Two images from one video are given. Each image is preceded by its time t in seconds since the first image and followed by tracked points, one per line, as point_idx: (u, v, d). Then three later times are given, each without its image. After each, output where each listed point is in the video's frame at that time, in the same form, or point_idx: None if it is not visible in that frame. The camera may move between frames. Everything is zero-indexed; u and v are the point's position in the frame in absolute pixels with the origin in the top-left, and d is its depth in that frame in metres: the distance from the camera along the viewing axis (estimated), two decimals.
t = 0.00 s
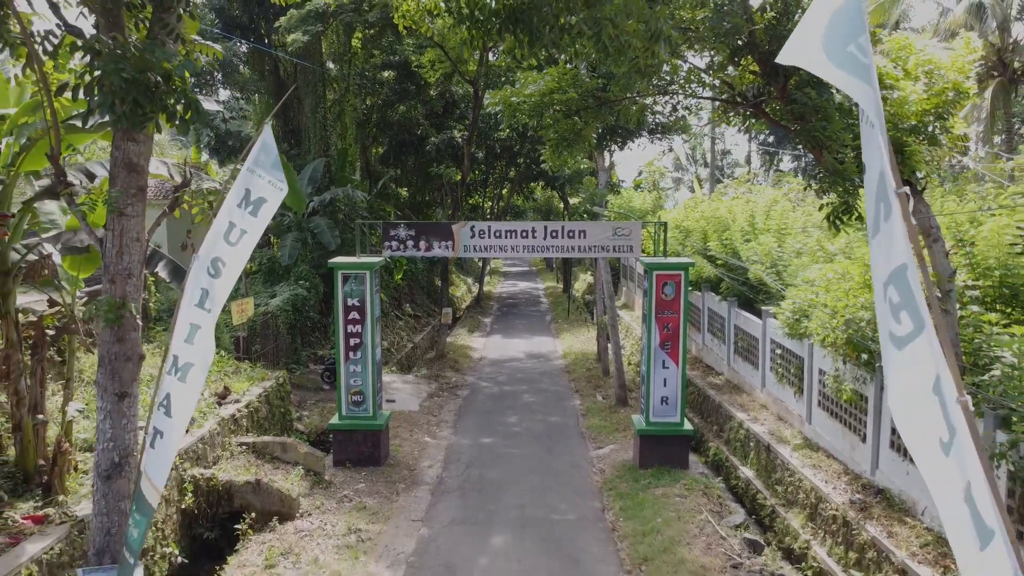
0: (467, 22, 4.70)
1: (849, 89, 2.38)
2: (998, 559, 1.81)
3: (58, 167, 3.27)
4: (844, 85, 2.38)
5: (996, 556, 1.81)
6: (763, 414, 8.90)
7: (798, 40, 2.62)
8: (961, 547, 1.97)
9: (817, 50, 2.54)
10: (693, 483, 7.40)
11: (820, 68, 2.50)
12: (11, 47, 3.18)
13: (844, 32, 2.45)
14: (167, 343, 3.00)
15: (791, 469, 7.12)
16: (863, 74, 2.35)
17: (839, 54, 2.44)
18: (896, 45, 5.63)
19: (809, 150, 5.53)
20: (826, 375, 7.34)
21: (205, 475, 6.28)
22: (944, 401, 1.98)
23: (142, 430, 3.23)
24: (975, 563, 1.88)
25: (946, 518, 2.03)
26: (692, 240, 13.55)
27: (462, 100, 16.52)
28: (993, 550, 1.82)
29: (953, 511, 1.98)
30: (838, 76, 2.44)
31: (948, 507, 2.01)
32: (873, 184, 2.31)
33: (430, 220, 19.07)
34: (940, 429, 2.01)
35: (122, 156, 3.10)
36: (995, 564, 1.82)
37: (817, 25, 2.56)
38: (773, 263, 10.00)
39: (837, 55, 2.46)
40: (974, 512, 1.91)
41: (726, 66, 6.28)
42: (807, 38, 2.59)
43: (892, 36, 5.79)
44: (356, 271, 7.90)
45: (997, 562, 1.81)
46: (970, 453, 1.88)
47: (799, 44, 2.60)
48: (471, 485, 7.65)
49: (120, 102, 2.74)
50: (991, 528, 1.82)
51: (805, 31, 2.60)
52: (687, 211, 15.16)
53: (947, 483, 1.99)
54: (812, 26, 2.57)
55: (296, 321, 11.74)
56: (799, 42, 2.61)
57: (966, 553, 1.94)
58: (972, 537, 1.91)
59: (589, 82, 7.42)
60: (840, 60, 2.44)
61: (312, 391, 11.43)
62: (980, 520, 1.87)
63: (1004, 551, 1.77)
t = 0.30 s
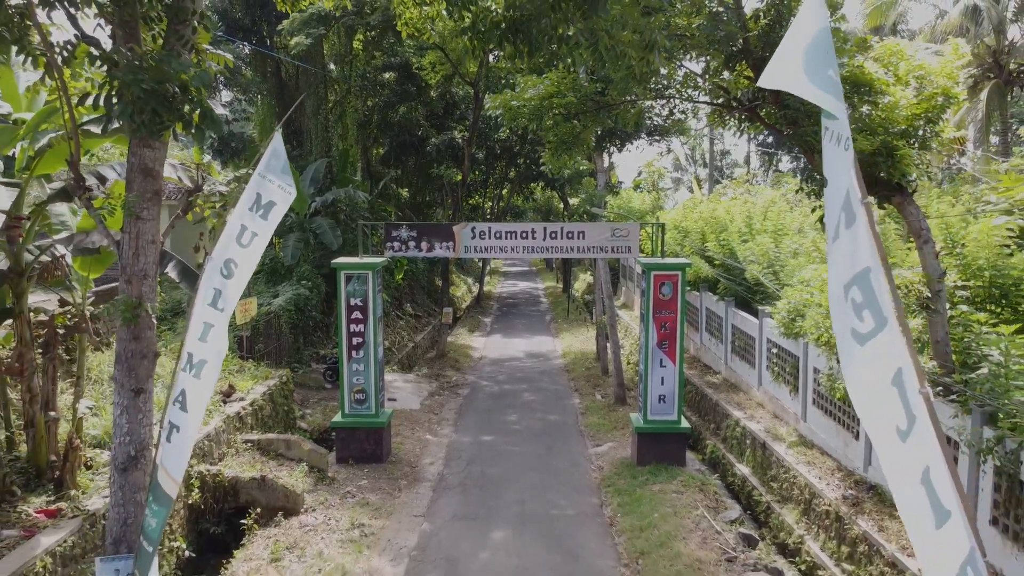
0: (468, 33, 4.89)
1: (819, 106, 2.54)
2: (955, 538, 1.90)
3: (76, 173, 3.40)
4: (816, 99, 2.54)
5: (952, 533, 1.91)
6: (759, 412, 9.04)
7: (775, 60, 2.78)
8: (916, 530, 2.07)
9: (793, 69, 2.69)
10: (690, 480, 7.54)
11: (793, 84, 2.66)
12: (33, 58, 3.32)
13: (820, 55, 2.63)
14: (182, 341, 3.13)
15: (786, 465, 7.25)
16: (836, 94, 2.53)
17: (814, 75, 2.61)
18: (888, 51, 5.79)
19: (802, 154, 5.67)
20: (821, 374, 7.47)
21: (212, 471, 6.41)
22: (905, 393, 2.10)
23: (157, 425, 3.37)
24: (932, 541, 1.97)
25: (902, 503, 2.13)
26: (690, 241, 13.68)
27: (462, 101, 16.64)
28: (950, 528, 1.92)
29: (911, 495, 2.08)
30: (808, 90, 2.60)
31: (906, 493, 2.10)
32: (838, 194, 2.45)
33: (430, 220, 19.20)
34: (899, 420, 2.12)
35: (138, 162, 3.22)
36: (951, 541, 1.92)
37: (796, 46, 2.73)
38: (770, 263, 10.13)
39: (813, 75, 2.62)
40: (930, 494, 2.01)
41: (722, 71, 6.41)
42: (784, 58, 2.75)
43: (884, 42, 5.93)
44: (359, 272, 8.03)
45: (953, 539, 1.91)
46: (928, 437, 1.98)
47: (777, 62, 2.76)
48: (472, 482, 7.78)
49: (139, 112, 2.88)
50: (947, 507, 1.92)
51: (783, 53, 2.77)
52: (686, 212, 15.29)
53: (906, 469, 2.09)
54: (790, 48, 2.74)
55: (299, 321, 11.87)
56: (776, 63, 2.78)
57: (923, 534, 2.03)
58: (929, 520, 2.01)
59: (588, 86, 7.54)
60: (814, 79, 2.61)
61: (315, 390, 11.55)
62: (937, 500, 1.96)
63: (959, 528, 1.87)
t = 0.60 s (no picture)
0: (470, 42, 5.06)
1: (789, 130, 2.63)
2: (917, 525, 1.90)
3: (94, 180, 3.55)
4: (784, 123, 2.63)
5: (916, 520, 1.91)
6: (755, 411, 9.17)
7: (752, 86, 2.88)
8: (883, 521, 2.07)
9: (768, 96, 2.79)
10: (687, 478, 7.67)
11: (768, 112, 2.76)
12: (53, 70, 3.47)
13: (790, 82, 2.72)
14: (195, 341, 3.25)
15: (781, 463, 7.38)
16: (804, 117, 2.62)
17: (786, 101, 2.70)
18: (880, 58, 5.95)
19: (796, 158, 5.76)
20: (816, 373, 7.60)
21: (218, 469, 6.54)
22: (870, 387, 2.09)
23: (170, 422, 3.50)
24: (897, 530, 1.97)
25: (869, 496, 2.13)
26: (688, 242, 13.82)
27: (462, 103, 16.77)
28: (914, 515, 1.92)
29: (876, 485, 2.07)
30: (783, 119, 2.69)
31: (872, 486, 2.09)
32: (805, 206, 2.48)
33: (431, 221, 19.33)
34: (865, 414, 2.11)
35: (154, 169, 3.36)
36: (915, 529, 1.92)
37: (769, 73, 2.83)
38: (767, 264, 10.27)
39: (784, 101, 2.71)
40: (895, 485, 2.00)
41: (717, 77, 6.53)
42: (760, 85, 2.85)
43: (877, 50, 6.09)
44: (361, 273, 8.17)
45: (917, 526, 1.90)
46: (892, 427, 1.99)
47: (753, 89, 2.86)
48: (473, 480, 7.92)
49: (157, 123, 3.02)
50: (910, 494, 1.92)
51: (758, 79, 2.86)
52: (685, 213, 15.44)
53: (871, 461, 2.09)
54: (764, 74, 2.84)
55: (301, 321, 11.99)
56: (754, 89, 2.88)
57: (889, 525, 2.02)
58: (894, 507, 2.01)
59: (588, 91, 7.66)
60: (787, 105, 2.70)
61: (317, 389, 11.69)
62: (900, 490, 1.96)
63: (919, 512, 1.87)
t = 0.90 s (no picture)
0: (472, 52, 5.19)
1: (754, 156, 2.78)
2: (884, 513, 2.02)
3: (109, 186, 3.69)
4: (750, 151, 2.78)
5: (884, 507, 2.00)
6: (751, 411, 9.30)
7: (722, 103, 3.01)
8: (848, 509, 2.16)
9: (736, 116, 2.93)
10: (683, 476, 7.81)
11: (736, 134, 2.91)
12: (69, 82, 3.60)
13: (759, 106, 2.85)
14: (208, 343, 3.40)
15: (776, 461, 7.51)
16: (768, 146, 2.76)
17: (751, 126, 2.85)
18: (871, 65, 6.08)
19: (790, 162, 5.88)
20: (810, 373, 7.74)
21: (223, 467, 6.69)
22: (839, 385, 2.19)
23: (183, 419, 3.65)
24: (866, 518, 2.06)
25: (833, 488, 2.22)
26: (686, 243, 13.95)
27: (463, 104, 16.90)
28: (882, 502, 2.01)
29: (844, 477, 2.16)
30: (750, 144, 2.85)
31: (839, 478, 2.19)
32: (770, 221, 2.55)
33: (431, 222, 19.47)
34: (833, 410, 2.21)
35: (167, 176, 3.49)
36: (883, 516, 2.01)
37: (742, 93, 2.94)
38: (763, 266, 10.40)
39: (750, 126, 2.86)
40: (862, 475, 2.11)
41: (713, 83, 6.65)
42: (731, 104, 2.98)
43: (867, 58, 6.23)
44: (364, 274, 8.30)
45: (884, 514, 2.01)
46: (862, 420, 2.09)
47: (723, 107, 2.96)
48: (473, 478, 8.06)
49: (172, 134, 3.16)
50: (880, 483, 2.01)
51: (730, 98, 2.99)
52: (683, 214, 15.56)
53: (837, 452, 2.18)
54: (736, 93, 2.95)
55: (303, 321, 12.12)
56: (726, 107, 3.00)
57: (855, 513, 2.11)
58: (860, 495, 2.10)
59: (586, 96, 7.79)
60: (753, 129, 2.84)
61: (319, 388, 11.83)
62: (869, 481, 2.07)
63: (889, 502, 1.99)
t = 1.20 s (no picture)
0: (473, 63, 5.32)
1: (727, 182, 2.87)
2: (857, 508, 2.05)
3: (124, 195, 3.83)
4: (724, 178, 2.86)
5: (856, 503, 2.06)
6: (748, 411, 9.44)
7: (701, 126, 3.11)
8: (822, 508, 2.22)
9: (709, 140, 3.04)
10: (680, 475, 7.95)
11: (710, 158, 3.03)
12: (85, 94, 3.73)
13: (731, 129, 2.92)
14: (217, 350, 3.51)
15: (770, 461, 7.63)
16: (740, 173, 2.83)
17: (722, 150, 2.95)
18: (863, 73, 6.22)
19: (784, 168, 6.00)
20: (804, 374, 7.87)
21: (229, 466, 6.83)
22: (813, 387, 2.24)
23: (195, 420, 3.79)
24: (840, 515, 2.10)
25: (809, 487, 2.28)
26: (685, 245, 14.09)
27: (463, 106, 17.04)
28: (854, 499, 2.06)
29: (818, 476, 2.22)
30: (721, 168, 2.95)
31: (815, 477, 2.23)
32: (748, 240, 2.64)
33: (432, 223, 19.61)
34: (808, 410, 2.26)
35: (181, 186, 3.63)
36: (854, 512, 2.06)
37: (717, 118, 3.01)
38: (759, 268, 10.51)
39: (721, 150, 2.96)
40: (836, 472, 2.15)
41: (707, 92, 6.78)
42: (709, 127, 3.08)
43: (858, 66, 6.36)
44: (366, 277, 8.45)
45: (857, 509, 2.04)
46: (835, 420, 2.15)
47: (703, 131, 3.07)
48: (474, 477, 8.20)
49: (187, 147, 3.31)
50: (852, 480, 2.07)
51: (708, 121, 3.08)
52: (681, 215, 15.71)
53: (813, 452, 2.24)
54: (712, 116, 3.05)
55: (306, 322, 12.26)
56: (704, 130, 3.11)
57: (829, 511, 2.17)
58: (833, 493, 2.16)
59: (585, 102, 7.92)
60: (724, 153, 2.94)
61: (321, 389, 11.97)
62: (843, 477, 2.11)
63: (862, 496, 2.02)
